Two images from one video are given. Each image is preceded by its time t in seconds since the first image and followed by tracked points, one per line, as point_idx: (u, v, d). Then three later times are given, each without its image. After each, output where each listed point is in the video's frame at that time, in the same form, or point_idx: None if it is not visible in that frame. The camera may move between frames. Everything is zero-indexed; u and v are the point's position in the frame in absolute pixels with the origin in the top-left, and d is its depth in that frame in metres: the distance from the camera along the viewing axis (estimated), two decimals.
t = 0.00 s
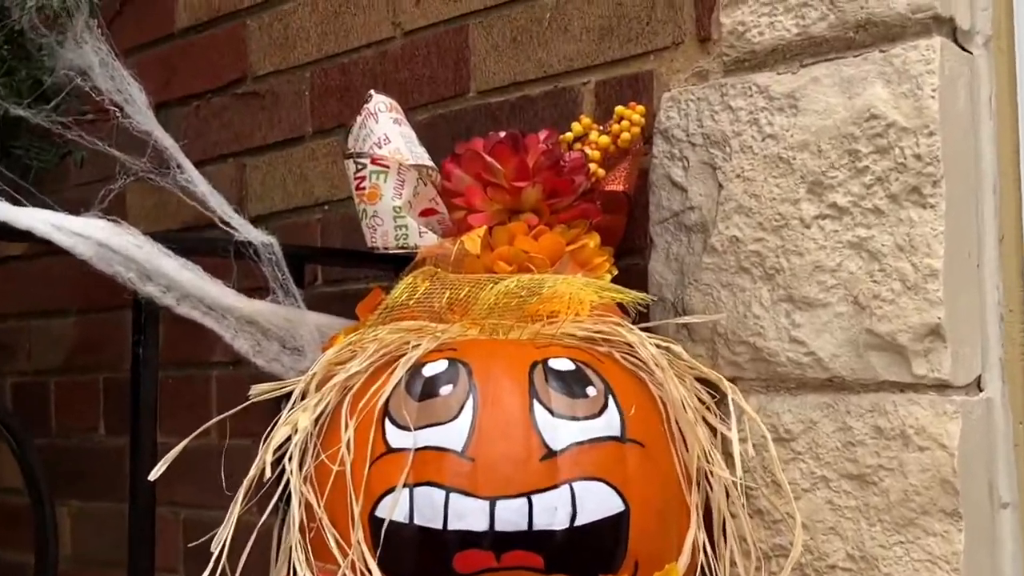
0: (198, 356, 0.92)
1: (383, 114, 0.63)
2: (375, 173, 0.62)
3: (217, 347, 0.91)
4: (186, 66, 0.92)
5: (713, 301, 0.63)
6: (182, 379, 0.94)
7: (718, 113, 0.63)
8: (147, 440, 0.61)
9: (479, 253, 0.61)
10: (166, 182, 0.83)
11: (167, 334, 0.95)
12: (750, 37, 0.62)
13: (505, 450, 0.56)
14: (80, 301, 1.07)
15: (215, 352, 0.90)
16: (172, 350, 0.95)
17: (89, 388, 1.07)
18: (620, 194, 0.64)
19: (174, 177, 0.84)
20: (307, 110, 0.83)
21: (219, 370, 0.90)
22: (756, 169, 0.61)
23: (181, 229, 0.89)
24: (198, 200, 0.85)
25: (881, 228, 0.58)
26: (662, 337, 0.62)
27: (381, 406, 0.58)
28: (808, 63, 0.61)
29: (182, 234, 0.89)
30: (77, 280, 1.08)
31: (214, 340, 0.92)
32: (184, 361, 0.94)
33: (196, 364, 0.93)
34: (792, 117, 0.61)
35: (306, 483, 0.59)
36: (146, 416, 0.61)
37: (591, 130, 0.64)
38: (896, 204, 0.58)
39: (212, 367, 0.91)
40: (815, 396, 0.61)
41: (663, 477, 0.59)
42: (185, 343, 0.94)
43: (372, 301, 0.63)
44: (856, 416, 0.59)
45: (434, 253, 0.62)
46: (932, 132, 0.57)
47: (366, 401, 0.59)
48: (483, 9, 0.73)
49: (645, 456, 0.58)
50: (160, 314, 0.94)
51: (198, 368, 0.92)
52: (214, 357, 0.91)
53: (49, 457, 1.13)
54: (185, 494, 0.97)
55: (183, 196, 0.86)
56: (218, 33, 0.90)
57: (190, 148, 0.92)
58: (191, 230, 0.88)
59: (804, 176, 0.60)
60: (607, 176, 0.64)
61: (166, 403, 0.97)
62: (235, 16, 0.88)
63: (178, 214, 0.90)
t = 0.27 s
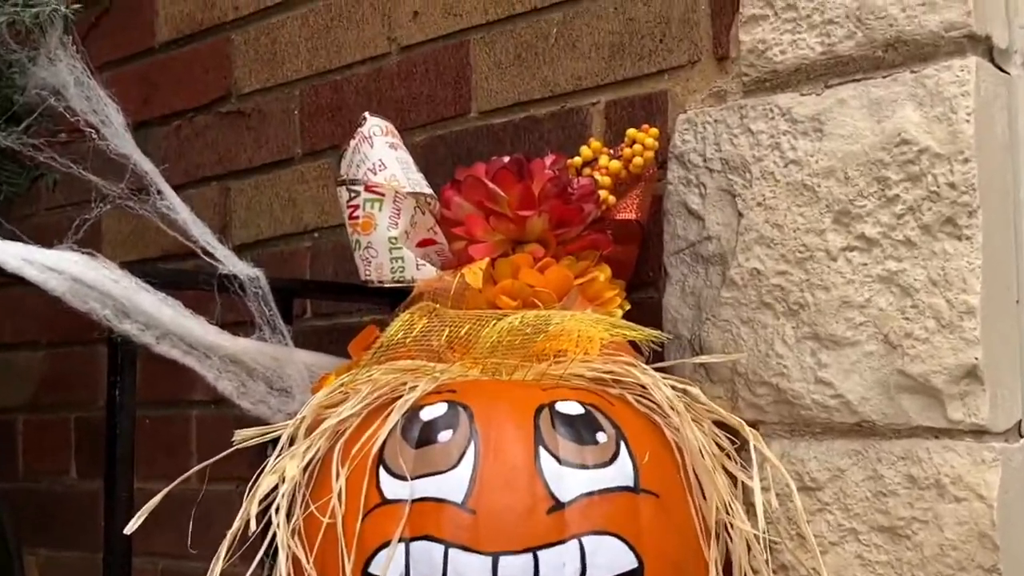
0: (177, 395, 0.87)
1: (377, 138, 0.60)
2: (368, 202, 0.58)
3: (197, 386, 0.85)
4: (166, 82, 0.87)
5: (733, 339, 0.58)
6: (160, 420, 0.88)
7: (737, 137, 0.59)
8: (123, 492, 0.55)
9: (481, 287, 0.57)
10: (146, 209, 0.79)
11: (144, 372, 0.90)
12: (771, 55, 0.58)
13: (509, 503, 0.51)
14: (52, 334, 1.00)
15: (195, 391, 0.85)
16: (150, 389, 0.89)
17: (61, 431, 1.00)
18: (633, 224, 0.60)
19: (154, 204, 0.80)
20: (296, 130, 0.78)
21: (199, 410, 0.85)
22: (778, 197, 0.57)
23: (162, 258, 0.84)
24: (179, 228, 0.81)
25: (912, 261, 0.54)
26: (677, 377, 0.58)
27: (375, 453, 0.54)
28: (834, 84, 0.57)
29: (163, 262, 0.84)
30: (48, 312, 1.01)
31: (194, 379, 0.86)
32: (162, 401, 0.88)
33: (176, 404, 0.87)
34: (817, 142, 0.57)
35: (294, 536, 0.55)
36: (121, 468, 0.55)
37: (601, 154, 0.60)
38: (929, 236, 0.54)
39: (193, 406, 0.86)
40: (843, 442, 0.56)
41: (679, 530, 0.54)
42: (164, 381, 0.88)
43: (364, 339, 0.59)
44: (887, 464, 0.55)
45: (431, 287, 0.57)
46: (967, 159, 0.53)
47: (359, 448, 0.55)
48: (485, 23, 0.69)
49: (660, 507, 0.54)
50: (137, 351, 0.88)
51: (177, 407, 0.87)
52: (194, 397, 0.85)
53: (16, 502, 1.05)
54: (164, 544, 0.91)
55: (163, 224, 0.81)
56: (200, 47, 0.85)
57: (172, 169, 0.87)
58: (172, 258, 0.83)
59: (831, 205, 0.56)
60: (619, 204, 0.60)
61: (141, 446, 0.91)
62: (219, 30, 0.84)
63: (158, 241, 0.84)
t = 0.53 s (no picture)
0: (160, 435, 0.83)
1: (373, 166, 0.56)
2: (363, 234, 0.55)
3: (181, 427, 0.82)
4: (151, 102, 0.84)
5: (749, 380, 0.55)
6: (142, 462, 0.84)
7: (754, 165, 0.55)
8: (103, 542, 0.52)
9: (483, 324, 0.53)
10: (127, 239, 0.75)
11: (125, 412, 0.86)
12: (789, 80, 0.55)
13: (512, 557, 0.48)
14: (27, 370, 0.95)
15: (179, 431, 0.81)
16: (131, 430, 0.85)
17: (34, 471, 0.95)
18: (645, 256, 0.57)
19: (136, 233, 0.76)
20: (287, 155, 0.75)
21: (182, 451, 0.81)
22: (797, 229, 0.54)
23: (144, 289, 0.81)
24: (162, 261, 0.78)
25: (941, 298, 0.51)
26: (690, 420, 0.54)
27: (369, 503, 0.50)
28: (856, 110, 0.54)
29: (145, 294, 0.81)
30: (22, 347, 0.96)
31: (177, 418, 0.82)
32: (145, 441, 0.84)
33: (158, 445, 0.83)
34: (838, 171, 0.54)
35: None
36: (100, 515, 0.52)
37: (610, 183, 0.56)
38: (957, 271, 0.51)
39: (176, 447, 0.82)
40: (867, 490, 0.53)
41: None
42: (146, 422, 0.84)
43: (358, 380, 0.55)
44: (915, 514, 0.52)
45: (430, 324, 0.54)
46: (998, 191, 0.50)
47: (353, 496, 0.51)
48: (487, 43, 0.66)
49: (673, 561, 0.50)
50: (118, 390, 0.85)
51: (159, 449, 0.83)
52: (178, 437, 0.82)
53: None
54: None
55: (145, 256, 0.78)
56: (187, 66, 0.82)
57: (157, 194, 0.83)
58: (155, 289, 0.80)
59: (853, 238, 0.53)
60: (628, 236, 0.57)
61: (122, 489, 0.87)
62: (207, 48, 0.80)
63: (140, 272, 0.81)
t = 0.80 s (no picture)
0: (146, 469, 0.81)
1: (372, 190, 0.54)
2: (360, 260, 0.53)
3: (169, 460, 0.79)
4: (139, 121, 0.81)
5: (763, 414, 0.53)
6: (128, 496, 0.81)
7: (767, 189, 0.53)
8: None
9: (484, 355, 0.51)
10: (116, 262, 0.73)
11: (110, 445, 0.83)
12: (804, 101, 0.53)
13: None
14: (8, 397, 0.92)
15: (166, 464, 0.79)
16: (118, 463, 0.83)
17: (16, 504, 0.92)
18: (653, 283, 0.55)
19: (125, 255, 0.74)
20: (281, 176, 0.73)
21: (170, 484, 0.79)
22: (813, 256, 0.52)
23: (131, 316, 0.79)
24: (151, 286, 0.75)
25: (964, 329, 0.49)
26: (702, 457, 0.52)
27: (365, 545, 0.48)
28: (873, 133, 0.52)
29: (132, 321, 0.79)
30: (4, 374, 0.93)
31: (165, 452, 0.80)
32: (132, 475, 0.82)
33: (145, 479, 0.81)
34: (856, 197, 0.51)
35: None
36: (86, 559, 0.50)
37: (617, 208, 0.54)
38: (980, 301, 0.49)
39: (163, 481, 0.80)
40: (886, 530, 0.51)
41: None
42: (133, 455, 0.82)
43: (354, 415, 0.53)
44: (937, 556, 0.50)
45: (429, 355, 0.52)
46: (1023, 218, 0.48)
47: (348, 537, 0.49)
48: (490, 61, 0.64)
49: None
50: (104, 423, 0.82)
51: (146, 483, 0.81)
52: (166, 471, 0.79)
53: None
54: None
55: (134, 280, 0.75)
56: (177, 83, 0.79)
57: (144, 216, 0.81)
58: (143, 314, 0.78)
59: (871, 266, 0.51)
60: (636, 263, 0.54)
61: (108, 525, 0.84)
62: (197, 65, 0.78)
63: (127, 297, 0.79)
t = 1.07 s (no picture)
0: (139, 512, 0.79)
1: (374, 230, 0.53)
2: (361, 302, 0.51)
3: (162, 502, 0.77)
4: (133, 153, 0.80)
5: (776, 461, 0.51)
6: (120, 539, 0.79)
7: (780, 229, 0.52)
8: None
9: (489, 400, 0.49)
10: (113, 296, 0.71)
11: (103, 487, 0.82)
12: (818, 139, 0.52)
13: None
14: None
15: (159, 507, 0.77)
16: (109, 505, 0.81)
17: (4, 545, 0.90)
18: (662, 324, 0.53)
19: (122, 290, 0.72)
20: (279, 211, 0.71)
21: (164, 527, 0.77)
22: (827, 298, 0.50)
23: (125, 353, 0.77)
24: (149, 322, 0.73)
25: (983, 375, 0.47)
26: (712, 507, 0.50)
27: None
28: (889, 172, 0.51)
29: (126, 358, 0.77)
30: None
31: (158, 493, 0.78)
32: (124, 518, 0.80)
33: (138, 522, 0.79)
34: (871, 237, 0.50)
35: None
36: None
37: (626, 247, 0.53)
38: (1000, 346, 0.47)
39: (156, 524, 0.78)
40: None
41: None
42: (126, 498, 0.80)
43: (354, 461, 0.52)
44: None
45: (431, 401, 0.50)
46: None
47: None
48: (494, 94, 0.63)
49: None
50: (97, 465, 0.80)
51: (139, 526, 0.79)
52: (158, 513, 0.77)
53: None
54: None
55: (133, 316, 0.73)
56: (173, 114, 0.78)
57: (138, 250, 0.79)
58: (136, 351, 0.77)
59: (887, 308, 0.49)
60: (645, 303, 0.53)
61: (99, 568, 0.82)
62: (194, 96, 0.77)
63: (121, 335, 0.77)
